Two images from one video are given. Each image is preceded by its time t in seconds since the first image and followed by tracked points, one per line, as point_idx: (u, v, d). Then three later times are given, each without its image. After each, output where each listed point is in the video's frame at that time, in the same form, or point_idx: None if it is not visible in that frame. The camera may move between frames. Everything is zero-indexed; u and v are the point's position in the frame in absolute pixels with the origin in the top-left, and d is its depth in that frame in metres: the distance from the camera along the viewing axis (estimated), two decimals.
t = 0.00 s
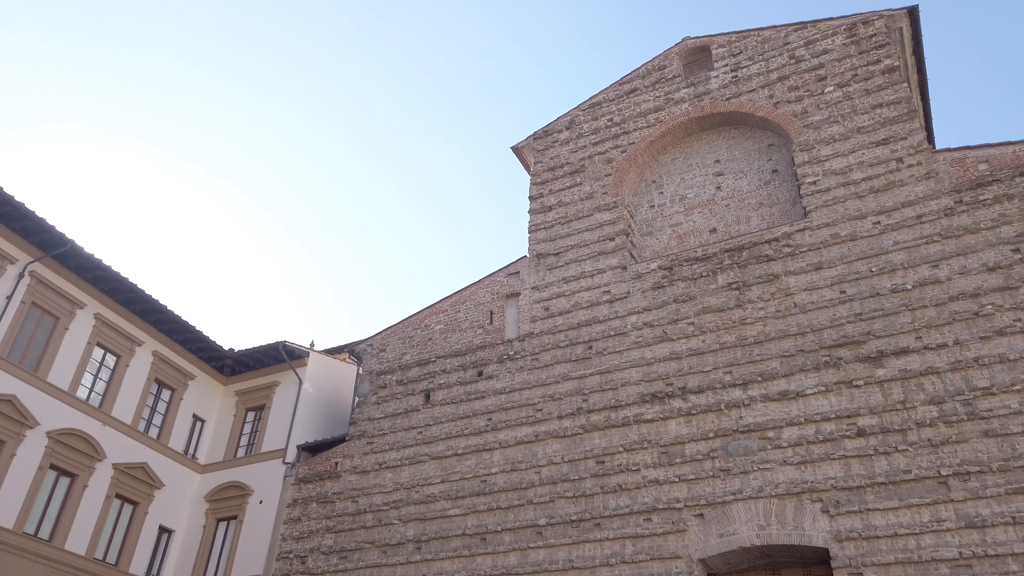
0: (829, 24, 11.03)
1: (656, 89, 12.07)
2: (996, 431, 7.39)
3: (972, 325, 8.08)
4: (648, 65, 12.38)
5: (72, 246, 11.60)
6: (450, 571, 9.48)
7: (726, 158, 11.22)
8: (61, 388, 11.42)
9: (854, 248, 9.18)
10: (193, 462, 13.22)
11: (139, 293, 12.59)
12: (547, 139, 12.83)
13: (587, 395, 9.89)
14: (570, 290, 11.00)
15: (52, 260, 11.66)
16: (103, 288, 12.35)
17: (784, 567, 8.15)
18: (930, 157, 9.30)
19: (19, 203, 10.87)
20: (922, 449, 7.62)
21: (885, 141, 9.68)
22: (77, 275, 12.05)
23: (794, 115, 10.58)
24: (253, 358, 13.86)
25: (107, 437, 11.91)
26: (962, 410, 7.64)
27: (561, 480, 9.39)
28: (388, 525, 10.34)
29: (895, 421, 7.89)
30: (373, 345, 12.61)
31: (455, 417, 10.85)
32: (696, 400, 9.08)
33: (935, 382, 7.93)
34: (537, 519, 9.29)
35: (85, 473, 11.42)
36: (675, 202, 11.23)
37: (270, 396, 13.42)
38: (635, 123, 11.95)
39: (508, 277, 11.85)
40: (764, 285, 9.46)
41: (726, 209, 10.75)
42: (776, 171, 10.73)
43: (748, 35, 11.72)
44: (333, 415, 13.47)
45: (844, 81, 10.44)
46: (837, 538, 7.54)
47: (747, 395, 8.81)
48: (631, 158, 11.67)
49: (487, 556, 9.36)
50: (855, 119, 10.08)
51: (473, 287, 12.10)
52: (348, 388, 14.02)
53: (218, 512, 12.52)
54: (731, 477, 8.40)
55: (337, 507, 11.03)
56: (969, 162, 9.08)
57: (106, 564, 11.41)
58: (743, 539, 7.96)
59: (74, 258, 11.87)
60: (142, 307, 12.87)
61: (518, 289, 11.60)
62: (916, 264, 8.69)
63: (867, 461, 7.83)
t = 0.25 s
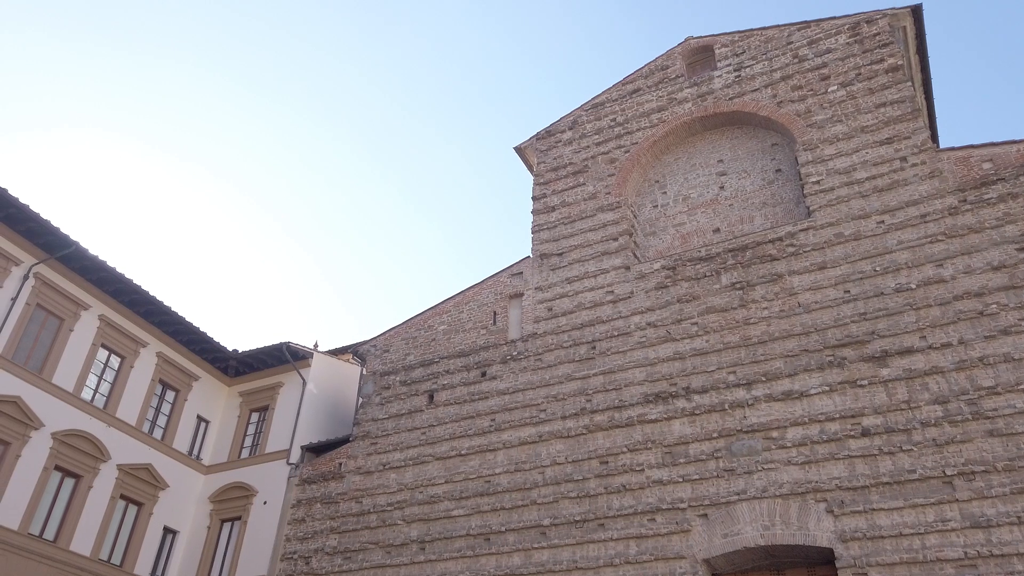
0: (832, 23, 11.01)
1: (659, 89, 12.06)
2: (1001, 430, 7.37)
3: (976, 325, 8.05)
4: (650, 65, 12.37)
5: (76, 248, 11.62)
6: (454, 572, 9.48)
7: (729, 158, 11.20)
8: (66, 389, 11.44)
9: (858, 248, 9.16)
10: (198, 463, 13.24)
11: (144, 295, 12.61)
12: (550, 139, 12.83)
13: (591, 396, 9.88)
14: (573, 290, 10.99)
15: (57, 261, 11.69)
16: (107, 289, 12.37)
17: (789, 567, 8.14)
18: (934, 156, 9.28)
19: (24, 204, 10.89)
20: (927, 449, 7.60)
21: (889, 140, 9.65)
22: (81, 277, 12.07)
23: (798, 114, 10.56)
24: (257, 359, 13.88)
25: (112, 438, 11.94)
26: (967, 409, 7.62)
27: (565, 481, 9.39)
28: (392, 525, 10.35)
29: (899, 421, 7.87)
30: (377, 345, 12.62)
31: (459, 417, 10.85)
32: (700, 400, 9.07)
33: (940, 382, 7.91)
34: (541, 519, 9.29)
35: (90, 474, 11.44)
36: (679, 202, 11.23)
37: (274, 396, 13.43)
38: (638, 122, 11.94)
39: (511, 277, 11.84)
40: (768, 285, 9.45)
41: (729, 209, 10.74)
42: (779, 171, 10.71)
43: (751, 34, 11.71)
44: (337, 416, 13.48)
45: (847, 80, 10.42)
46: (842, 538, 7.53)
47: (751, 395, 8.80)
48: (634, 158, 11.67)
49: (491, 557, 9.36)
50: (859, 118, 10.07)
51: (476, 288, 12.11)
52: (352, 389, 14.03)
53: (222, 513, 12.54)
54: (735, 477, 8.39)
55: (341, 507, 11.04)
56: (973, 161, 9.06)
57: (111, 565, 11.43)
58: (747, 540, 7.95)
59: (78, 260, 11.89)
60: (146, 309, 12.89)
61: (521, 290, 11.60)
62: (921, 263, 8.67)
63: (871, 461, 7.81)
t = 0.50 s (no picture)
0: (834, 22, 11.00)
1: (661, 89, 12.05)
2: (1004, 430, 7.35)
3: (979, 324, 8.04)
4: (652, 65, 12.37)
5: (78, 248, 11.63)
6: (457, 572, 9.48)
7: (731, 158, 11.20)
8: (69, 390, 11.45)
9: (860, 247, 9.15)
10: (200, 464, 13.25)
11: (146, 295, 12.62)
12: (552, 139, 12.83)
13: (593, 396, 9.88)
14: (575, 290, 10.99)
15: (59, 262, 11.70)
16: (110, 290, 12.38)
17: (792, 567, 8.13)
18: (937, 156, 9.27)
19: (25, 205, 10.90)
20: (930, 449, 7.59)
21: (891, 140, 9.64)
22: (84, 277, 12.08)
23: (799, 114, 10.56)
24: (260, 359, 13.88)
25: (114, 439, 11.95)
26: (970, 409, 7.61)
27: (567, 481, 9.39)
28: (394, 526, 10.35)
29: (902, 421, 7.86)
30: (378, 346, 12.62)
31: (461, 418, 10.85)
32: (702, 400, 9.06)
33: (942, 382, 7.90)
34: (543, 519, 9.29)
35: (92, 475, 11.45)
36: (680, 202, 11.22)
37: (276, 397, 13.44)
38: (640, 122, 11.94)
39: (513, 277, 11.84)
40: (770, 285, 9.44)
41: (731, 209, 10.73)
42: (781, 171, 10.71)
43: (753, 34, 11.70)
44: (339, 417, 13.48)
45: (849, 80, 10.41)
46: (845, 538, 7.52)
47: (753, 395, 8.79)
48: (636, 158, 11.66)
49: (493, 557, 9.36)
50: (861, 118, 10.06)
51: (478, 288, 12.11)
52: (354, 389, 14.03)
53: (225, 513, 12.55)
54: (737, 477, 8.38)
55: (343, 508, 11.04)
56: (975, 161, 9.04)
57: (113, 565, 11.44)
58: (750, 540, 7.94)
59: (81, 261, 11.90)
60: (148, 309, 12.90)
61: (523, 290, 11.60)
62: (923, 263, 8.66)
63: (874, 461, 7.80)
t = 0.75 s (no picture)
0: (838, 21, 10.98)
1: (664, 88, 12.04)
2: (1010, 429, 7.33)
3: (985, 323, 8.02)
4: (655, 65, 12.36)
5: (83, 250, 11.67)
6: (462, 573, 9.49)
7: (735, 157, 11.19)
8: (75, 391, 11.49)
9: (865, 247, 9.13)
10: (205, 465, 13.27)
11: (151, 297, 12.65)
12: (555, 139, 12.83)
13: (598, 396, 9.87)
14: (579, 291, 10.99)
15: (64, 264, 11.74)
16: (115, 292, 12.41)
17: (797, 567, 8.12)
18: (942, 155, 9.24)
19: (31, 207, 10.94)
20: (935, 448, 7.57)
21: (895, 139, 9.62)
22: (89, 279, 12.11)
23: (804, 113, 10.54)
24: (264, 361, 13.90)
25: (120, 440, 11.98)
26: (975, 408, 7.59)
27: (572, 481, 9.38)
28: (399, 526, 10.36)
29: (907, 421, 7.84)
30: (383, 347, 12.63)
31: (465, 418, 10.86)
32: (707, 400, 9.05)
33: (948, 381, 7.88)
34: (548, 520, 9.28)
35: (98, 476, 11.48)
36: (684, 202, 11.21)
37: (281, 398, 13.46)
38: (644, 122, 11.93)
39: (517, 278, 11.84)
40: (774, 285, 9.42)
41: (735, 208, 10.72)
42: (786, 170, 10.69)
43: (756, 33, 11.69)
44: (344, 417, 13.50)
45: (853, 79, 10.39)
46: (850, 538, 7.50)
47: (758, 395, 8.77)
48: (640, 158, 11.65)
49: (498, 558, 9.36)
50: (865, 117, 10.03)
51: (482, 289, 12.11)
52: (359, 390, 14.04)
53: (230, 514, 12.57)
54: (742, 477, 8.37)
55: (348, 508, 11.05)
56: (981, 159, 9.02)
57: (119, 566, 11.47)
58: (755, 540, 7.93)
59: (86, 263, 11.94)
60: (153, 311, 12.93)
61: (527, 290, 11.60)
62: (928, 262, 8.63)
63: (879, 461, 7.78)
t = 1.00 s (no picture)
0: (842, 20, 10.96)
1: (668, 88, 12.03)
2: (1016, 428, 7.31)
3: (990, 322, 7.99)
4: (659, 65, 12.35)
5: (88, 252, 11.70)
6: (467, 573, 9.49)
7: (739, 157, 11.17)
8: (80, 393, 11.52)
9: (869, 246, 9.12)
10: (210, 466, 13.30)
11: (155, 299, 12.68)
12: (558, 140, 12.83)
13: (602, 396, 9.87)
14: (583, 291, 10.98)
15: (69, 266, 11.77)
16: (120, 294, 12.44)
17: (803, 567, 8.10)
18: (946, 153, 9.22)
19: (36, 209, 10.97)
20: (941, 448, 7.55)
21: (899, 137, 9.60)
22: (94, 281, 12.14)
23: (807, 112, 10.52)
24: (269, 362, 13.93)
25: (125, 442, 12.01)
26: (981, 408, 7.56)
27: (577, 481, 9.38)
28: (404, 527, 10.37)
29: (913, 420, 7.82)
30: (387, 347, 12.64)
31: (470, 419, 10.86)
32: (711, 400, 9.04)
33: (953, 380, 7.86)
34: (553, 520, 9.28)
35: (103, 477, 11.51)
36: (688, 201, 11.20)
37: (285, 399, 13.48)
38: (647, 122, 11.92)
39: (521, 278, 11.84)
40: (779, 284, 9.41)
41: (739, 208, 10.71)
42: (789, 169, 10.67)
43: (760, 33, 11.67)
44: (348, 418, 13.51)
45: (857, 78, 10.37)
46: (856, 538, 7.48)
47: (762, 394, 8.76)
48: (643, 158, 11.65)
49: (503, 558, 9.36)
50: (869, 115, 10.01)
51: (486, 289, 12.11)
52: (363, 391, 14.06)
53: (235, 515, 12.59)
54: (747, 476, 8.36)
55: (353, 509, 11.07)
56: (985, 158, 8.99)
57: (125, 567, 11.49)
58: (760, 540, 7.92)
59: (91, 265, 11.97)
60: (158, 313, 12.96)
61: (531, 291, 11.59)
62: (933, 261, 8.61)
63: (885, 461, 7.76)
